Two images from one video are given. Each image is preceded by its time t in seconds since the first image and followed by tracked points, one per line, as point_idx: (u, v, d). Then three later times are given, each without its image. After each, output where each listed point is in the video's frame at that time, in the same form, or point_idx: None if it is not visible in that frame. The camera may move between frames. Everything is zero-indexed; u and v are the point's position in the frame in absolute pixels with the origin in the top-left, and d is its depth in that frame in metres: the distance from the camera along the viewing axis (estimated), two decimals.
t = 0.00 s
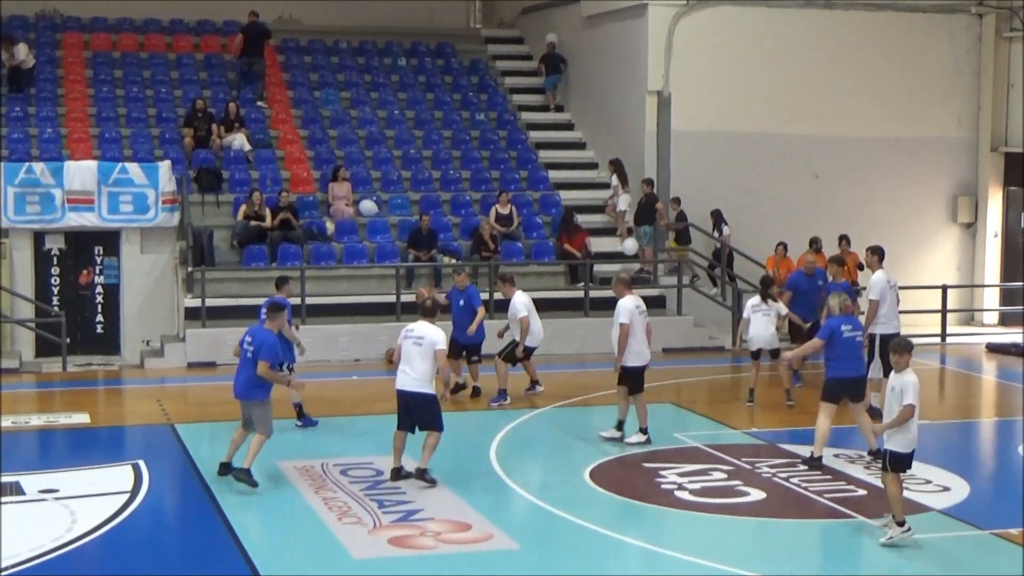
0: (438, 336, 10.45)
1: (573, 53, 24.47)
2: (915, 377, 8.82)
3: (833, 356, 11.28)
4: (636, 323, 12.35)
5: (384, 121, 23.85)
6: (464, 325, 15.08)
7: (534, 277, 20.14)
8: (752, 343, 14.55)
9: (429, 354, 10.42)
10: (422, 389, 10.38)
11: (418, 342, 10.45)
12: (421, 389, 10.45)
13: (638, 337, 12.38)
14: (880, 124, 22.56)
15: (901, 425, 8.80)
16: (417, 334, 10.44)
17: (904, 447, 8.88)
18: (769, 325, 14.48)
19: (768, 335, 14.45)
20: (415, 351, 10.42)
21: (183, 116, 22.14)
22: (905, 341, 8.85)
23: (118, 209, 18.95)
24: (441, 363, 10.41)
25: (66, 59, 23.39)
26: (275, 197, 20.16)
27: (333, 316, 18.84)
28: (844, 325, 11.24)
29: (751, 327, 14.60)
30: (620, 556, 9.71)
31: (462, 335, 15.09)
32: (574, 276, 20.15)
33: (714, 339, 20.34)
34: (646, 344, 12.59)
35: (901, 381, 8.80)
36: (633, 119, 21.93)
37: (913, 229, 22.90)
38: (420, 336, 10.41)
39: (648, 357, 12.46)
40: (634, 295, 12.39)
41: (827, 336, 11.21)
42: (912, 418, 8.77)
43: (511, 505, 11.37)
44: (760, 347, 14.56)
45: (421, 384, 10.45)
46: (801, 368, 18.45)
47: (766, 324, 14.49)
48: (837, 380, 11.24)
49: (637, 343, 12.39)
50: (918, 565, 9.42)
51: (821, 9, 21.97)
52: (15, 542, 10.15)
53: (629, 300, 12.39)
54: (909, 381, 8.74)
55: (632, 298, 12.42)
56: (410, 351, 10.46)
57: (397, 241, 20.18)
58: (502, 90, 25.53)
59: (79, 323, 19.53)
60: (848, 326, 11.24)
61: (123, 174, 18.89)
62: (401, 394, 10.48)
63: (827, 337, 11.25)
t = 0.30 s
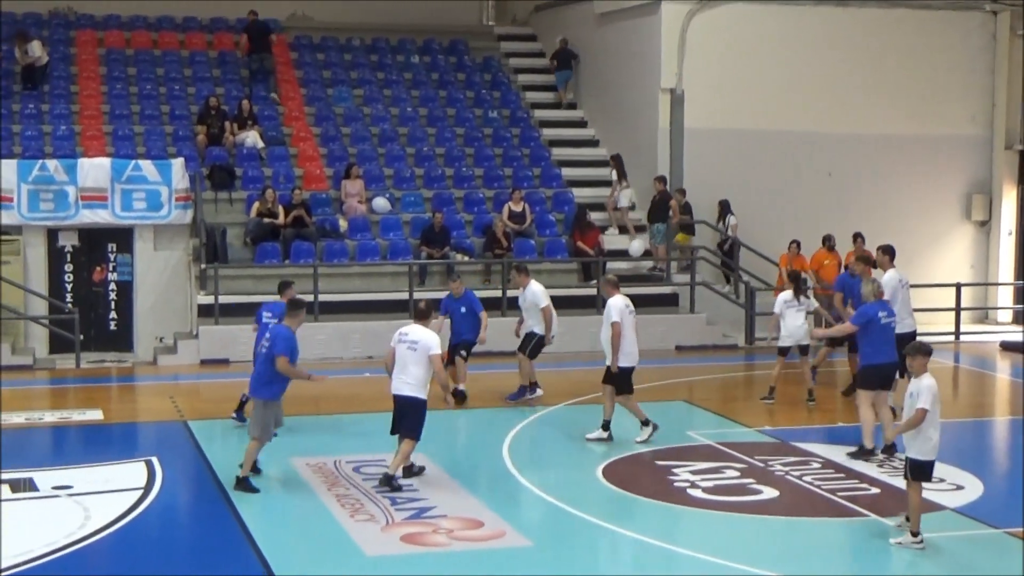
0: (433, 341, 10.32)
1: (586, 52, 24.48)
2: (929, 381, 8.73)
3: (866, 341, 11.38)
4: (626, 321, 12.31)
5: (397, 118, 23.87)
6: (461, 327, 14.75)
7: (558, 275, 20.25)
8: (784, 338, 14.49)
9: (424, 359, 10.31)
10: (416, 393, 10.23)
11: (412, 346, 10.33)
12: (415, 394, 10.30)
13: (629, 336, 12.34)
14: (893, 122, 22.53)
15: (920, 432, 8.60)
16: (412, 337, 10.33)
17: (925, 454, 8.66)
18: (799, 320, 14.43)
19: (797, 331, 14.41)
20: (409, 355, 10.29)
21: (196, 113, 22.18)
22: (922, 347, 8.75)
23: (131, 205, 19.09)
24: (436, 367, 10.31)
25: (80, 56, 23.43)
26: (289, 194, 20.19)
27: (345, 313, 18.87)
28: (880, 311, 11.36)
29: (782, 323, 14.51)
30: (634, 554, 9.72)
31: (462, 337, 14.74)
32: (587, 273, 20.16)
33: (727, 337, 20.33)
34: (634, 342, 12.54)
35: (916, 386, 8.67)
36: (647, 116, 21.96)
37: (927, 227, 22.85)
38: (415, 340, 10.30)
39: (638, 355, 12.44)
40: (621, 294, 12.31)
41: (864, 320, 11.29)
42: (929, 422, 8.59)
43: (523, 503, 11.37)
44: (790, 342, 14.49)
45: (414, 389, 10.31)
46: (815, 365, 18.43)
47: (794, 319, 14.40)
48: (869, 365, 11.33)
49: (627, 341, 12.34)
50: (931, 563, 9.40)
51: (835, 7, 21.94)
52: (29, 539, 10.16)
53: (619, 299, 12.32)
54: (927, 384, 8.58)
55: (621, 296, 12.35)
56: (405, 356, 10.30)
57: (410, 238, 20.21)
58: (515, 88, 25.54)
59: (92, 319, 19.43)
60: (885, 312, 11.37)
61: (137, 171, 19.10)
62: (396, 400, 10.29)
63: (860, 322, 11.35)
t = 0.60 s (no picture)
0: (438, 334, 10.42)
1: (604, 50, 24.45)
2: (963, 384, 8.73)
3: (899, 342, 11.46)
4: (619, 320, 12.34)
5: (414, 116, 23.87)
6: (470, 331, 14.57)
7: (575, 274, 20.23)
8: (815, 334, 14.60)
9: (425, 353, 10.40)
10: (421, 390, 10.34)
11: (418, 341, 10.45)
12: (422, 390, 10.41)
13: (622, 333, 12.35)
14: (911, 120, 22.46)
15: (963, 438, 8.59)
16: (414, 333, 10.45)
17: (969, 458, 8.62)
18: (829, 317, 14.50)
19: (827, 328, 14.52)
20: (415, 351, 10.41)
21: (214, 111, 22.21)
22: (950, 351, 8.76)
23: (149, 203, 19.11)
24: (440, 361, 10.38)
25: (98, 55, 23.51)
26: (306, 192, 20.22)
27: (362, 311, 18.87)
28: (915, 315, 11.40)
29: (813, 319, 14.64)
30: (652, 553, 9.70)
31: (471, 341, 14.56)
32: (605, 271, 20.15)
33: (744, 336, 20.29)
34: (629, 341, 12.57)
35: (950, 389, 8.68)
36: (663, 112, 22.04)
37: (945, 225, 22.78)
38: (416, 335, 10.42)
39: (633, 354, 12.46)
40: (613, 293, 12.36)
41: (899, 324, 11.36)
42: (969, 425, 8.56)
43: (540, 501, 11.36)
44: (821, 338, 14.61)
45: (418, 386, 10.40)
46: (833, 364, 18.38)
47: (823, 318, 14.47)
48: (903, 368, 11.42)
49: (621, 340, 12.37)
50: (950, 563, 9.36)
51: (853, 4, 21.87)
52: (48, 536, 10.19)
53: (611, 298, 12.37)
54: (955, 384, 8.55)
55: (613, 296, 12.40)
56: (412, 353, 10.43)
57: (427, 237, 20.20)
58: (533, 86, 25.53)
59: (110, 317, 19.51)
60: (918, 317, 11.40)
61: (155, 169, 19.09)
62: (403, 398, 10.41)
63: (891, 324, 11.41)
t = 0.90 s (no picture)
0: (450, 340, 10.06)
1: (618, 47, 24.46)
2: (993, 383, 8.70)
3: (938, 339, 11.42)
4: (616, 315, 12.28)
5: (428, 113, 23.90)
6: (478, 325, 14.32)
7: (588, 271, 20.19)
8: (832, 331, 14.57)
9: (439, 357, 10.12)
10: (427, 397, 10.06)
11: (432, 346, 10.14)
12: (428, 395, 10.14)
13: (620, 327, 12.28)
14: (925, 116, 22.42)
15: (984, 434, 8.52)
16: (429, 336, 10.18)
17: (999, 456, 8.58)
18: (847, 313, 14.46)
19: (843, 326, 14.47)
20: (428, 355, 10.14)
21: (228, 109, 22.25)
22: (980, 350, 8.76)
23: (163, 201, 19.15)
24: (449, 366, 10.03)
25: (112, 52, 23.55)
26: (320, 189, 20.26)
27: (377, 308, 18.90)
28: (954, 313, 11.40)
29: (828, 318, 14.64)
30: (666, 549, 9.70)
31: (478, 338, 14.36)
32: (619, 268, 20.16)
33: (759, 333, 20.28)
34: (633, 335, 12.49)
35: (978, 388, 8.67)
36: (677, 109, 22.00)
37: (960, 221, 22.73)
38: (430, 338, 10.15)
39: (633, 347, 12.38)
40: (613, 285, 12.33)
41: (941, 320, 11.33)
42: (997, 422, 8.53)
43: (554, 498, 11.36)
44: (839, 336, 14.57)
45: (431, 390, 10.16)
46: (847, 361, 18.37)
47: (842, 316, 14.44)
48: (944, 366, 11.38)
49: (619, 334, 12.30)
50: (965, 559, 9.34)
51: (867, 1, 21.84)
52: (63, 532, 10.21)
53: (609, 293, 12.35)
54: (983, 381, 8.52)
55: (612, 291, 12.37)
56: (428, 357, 10.16)
57: (441, 234, 20.21)
58: (546, 83, 25.54)
59: (124, 314, 19.55)
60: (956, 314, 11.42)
61: (169, 167, 19.11)
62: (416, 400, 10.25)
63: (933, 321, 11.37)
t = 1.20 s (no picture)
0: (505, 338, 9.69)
1: (635, 46, 24.47)
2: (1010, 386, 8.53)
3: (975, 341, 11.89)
4: (625, 311, 12.32)
5: (445, 112, 23.91)
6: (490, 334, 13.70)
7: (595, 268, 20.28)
8: (854, 331, 14.53)
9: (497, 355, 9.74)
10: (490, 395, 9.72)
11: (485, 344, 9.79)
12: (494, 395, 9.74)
13: (627, 323, 12.32)
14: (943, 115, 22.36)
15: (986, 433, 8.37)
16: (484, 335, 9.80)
17: (1009, 459, 8.35)
18: (870, 313, 14.40)
19: (869, 324, 14.43)
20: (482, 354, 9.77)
21: (245, 108, 22.28)
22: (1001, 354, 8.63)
23: (181, 200, 19.21)
24: (510, 364, 9.64)
25: (131, 51, 23.61)
26: (337, 188, 20.28)
27: (395, 307, 18.93)
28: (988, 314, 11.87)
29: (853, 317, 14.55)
30: (679, 548, 9.71)
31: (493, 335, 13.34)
32: (636, 267, 20.11)
33: (777, 331, 20.24)
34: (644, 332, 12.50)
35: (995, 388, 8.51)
36: (695, 108, 22.14)
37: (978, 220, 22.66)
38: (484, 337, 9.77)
39: (641, 345, 12.36)
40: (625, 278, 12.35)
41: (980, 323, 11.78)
42: (1008, 425, 8.32)
43: (571, 497, 11.34)
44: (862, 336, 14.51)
45: (495, 390, 9.77)
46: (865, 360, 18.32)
47: (865, 314, 14.38)
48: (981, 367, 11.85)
49: (625, 330, 12.32)
50: (983, 558, 9.30)
51: None
52: (81, 530, 10.23)
53: (620, 288, 12.36)
54: (1001, 382, 8.37)
55: (624, 286, 12.38)
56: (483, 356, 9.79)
57: (458, 233, 20.20)
58: (563, 81, 25.54)
59: (142, 313, 19.58)
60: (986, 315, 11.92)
61: (187, 165, 19.20)
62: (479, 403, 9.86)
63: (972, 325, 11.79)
